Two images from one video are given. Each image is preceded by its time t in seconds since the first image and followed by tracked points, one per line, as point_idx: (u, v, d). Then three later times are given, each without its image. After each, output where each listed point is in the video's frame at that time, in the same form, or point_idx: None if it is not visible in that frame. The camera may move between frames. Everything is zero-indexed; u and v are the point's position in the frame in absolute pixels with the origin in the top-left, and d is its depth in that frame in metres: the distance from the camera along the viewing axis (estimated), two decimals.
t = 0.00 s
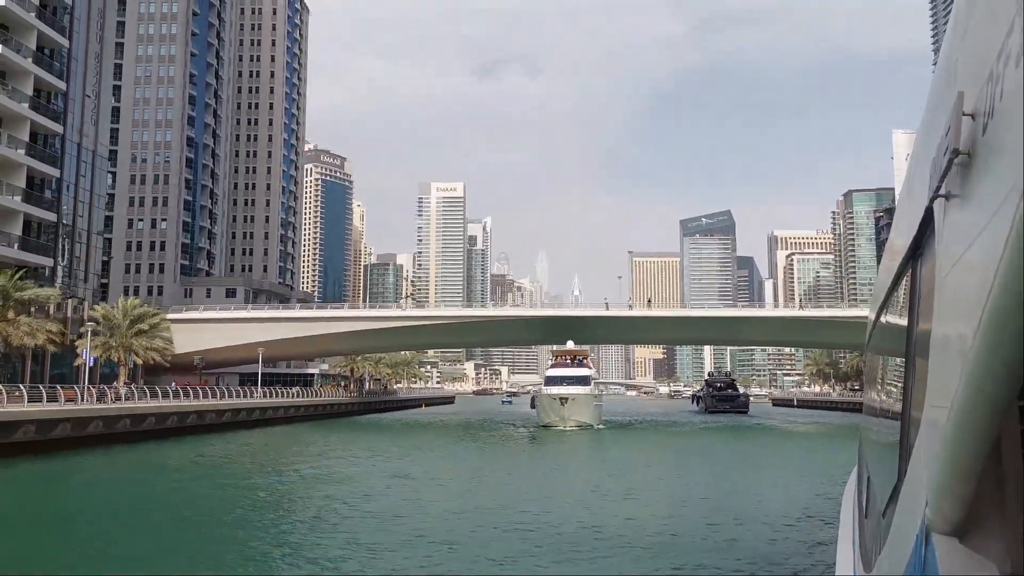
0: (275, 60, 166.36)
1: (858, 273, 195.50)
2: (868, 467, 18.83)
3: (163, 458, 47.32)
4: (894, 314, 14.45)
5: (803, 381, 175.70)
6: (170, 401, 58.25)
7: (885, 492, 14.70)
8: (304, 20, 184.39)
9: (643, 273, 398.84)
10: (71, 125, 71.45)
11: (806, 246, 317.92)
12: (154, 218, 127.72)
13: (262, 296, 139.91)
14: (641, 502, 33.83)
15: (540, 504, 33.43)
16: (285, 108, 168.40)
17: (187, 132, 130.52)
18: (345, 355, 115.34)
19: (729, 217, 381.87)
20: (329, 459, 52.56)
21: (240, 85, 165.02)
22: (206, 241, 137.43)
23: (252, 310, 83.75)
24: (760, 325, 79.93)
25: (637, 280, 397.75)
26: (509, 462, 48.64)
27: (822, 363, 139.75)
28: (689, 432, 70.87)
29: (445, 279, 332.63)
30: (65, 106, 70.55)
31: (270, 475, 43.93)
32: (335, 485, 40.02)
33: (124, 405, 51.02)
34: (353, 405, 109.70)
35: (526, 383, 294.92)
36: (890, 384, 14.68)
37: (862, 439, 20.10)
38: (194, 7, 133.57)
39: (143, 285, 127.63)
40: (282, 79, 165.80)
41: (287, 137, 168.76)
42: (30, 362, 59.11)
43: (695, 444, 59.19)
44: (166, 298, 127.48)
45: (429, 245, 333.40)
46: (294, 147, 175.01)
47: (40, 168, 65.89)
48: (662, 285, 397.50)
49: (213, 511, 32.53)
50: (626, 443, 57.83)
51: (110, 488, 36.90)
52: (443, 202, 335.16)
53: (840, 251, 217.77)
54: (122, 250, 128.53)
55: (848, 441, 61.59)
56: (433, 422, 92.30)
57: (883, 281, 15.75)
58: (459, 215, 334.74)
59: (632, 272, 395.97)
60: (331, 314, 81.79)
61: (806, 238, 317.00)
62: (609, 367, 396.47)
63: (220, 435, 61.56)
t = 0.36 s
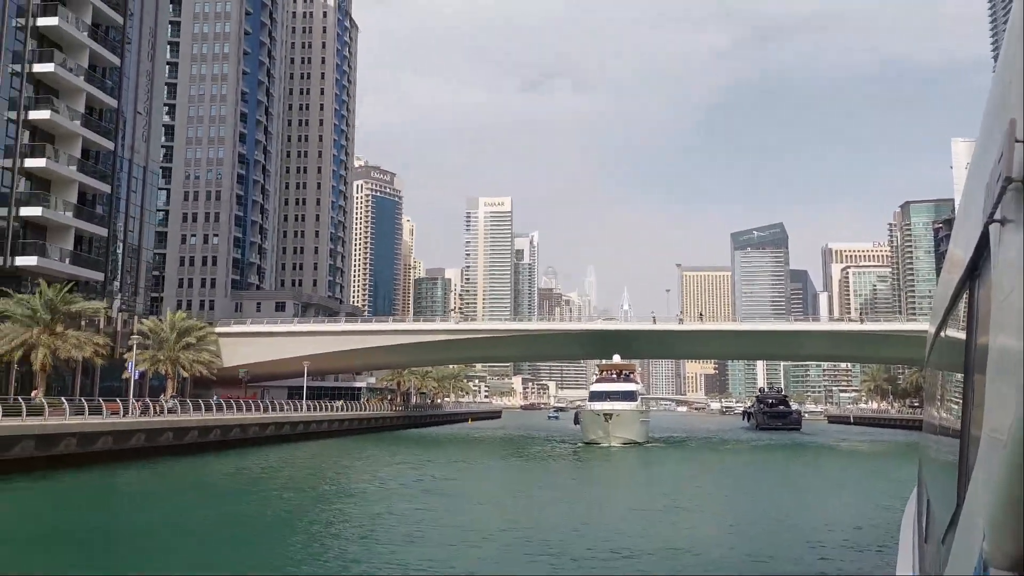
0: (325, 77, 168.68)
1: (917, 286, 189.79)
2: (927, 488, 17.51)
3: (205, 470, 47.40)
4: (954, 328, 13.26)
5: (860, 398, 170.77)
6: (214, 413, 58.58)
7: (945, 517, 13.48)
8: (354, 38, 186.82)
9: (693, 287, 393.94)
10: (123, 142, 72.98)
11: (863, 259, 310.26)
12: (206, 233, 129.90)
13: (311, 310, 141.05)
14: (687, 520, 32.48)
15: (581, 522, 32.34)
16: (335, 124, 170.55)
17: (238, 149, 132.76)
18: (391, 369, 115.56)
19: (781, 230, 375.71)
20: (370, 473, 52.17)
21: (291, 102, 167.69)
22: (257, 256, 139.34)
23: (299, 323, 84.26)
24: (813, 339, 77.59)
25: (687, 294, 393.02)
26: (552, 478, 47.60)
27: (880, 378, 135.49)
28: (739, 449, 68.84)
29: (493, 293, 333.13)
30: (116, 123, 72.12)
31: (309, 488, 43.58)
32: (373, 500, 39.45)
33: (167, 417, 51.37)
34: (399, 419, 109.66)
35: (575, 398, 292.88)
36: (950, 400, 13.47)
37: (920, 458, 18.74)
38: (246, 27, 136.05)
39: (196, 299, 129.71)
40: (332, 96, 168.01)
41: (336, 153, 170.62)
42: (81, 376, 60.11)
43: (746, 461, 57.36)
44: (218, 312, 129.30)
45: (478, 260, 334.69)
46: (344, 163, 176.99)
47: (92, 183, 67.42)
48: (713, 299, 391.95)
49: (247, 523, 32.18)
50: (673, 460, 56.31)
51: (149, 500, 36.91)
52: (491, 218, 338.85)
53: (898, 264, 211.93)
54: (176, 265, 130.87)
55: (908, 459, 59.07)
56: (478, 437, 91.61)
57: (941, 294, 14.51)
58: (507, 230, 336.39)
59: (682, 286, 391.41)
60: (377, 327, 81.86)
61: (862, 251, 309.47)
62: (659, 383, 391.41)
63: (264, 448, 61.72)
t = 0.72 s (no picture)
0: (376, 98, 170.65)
1: (984, 302, 182.75)
2: (997, 516, 16.13)
3: (250, 488, 47.25)
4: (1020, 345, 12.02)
5: (924, 419, 164.77)
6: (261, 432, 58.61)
7: (1016, 551, 12.17)
8: (404, 59, 188.80)
9: (749, 304, 386.91)
10: (175, 163, 74.16)
11: (926, 274, 300.81)
12: (260, 252, 131.59)
13: (362, 327, 141.67)
14: (739, 546, 31.01)
15: (629, 546, 31.08)
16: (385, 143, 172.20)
17: (291, 170, 134.65)
18: (440, 387, 115.20)
19: (840, 245, 367.79)
20: (414, 493, 51.48)
21: (343, 123, 169.97)
22: (309, 275, 140.69)
23: (348, 341, 84.44)
24: (873, 357, 74.78)
25: (742, 312, 386.21)
26: (600, 501, 46.26)
27: (945, 398, 130.36)
28: (796, 471, 66.41)
29: (544, 311, 332.11)
30: (169, 143, 73.42)
31: (352, 507, 42.96)
32: (417, 521, 38.60)
33: (211, 434, 51.41)
34: (448, 437, 109.10)
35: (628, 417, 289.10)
36: (1017, 424, 12.20)
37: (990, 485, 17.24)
38: (299, 50, 138.23)
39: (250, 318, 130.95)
40: (383, 116, 169.79)
41: (387, 172, 172.09)
42: (132, 393, 60.84)
43: (804, 484, 55.13)
44: (271, 330, 130.46)
45: (528, 278, 334.43)
46: (395, 182, 178.43)
47: (145, 205, 68.66)
48: (770, 316, 384.29)
49: (288, 543, 31.62)
50: (727, 482, 54.41)
51: (190, 518, 36.60)
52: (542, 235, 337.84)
53: (962, 279, 204.68)
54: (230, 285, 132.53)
55: (977, 483, 56.14)
56: (527, 456, 90.40)
57: (1009, 310, 13.19)
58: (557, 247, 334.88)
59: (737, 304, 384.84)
60: (425, 345, 81.64)
61: (925, 266, 300.03)
62: (714, 402, 384.40)
63: (309, 466, 61.53)
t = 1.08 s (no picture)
0: (425, 133, 172.53)
1: None
2: None
3: (293, 524, 46.79)
4: None
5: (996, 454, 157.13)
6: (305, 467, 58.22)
7: None
8: (453, 95, 190.91)
9: (806, 335, 377.68)
10: (225, 200, 75.26)
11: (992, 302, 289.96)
12: (311, 286, 132.84)
13: (411, 360, 141.59)
14: None
15: None
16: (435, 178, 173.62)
17: (342, 206, 136.29)
18: (489, 421, 114.04)
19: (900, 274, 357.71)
20: (459, 529, 50.42)
21: (393, 159, 172.07)
22: (359, 308, 141.45)
23: (395, 375, 84.17)
24: (937, 389, 71.62)
25: (800, 343, 377.02)
26: (649, 539, 44.67)
27: (1017, 432, 124.26)
28: (858, 509, 63.46)
29: (596, 343, 329.02)
30: (219, 180, 74.64)
31: (394, 544, 42.14)
32: (459, 559, 37.61)
33: (254, 469, 51.13)
34: (497, 472, 107.63)
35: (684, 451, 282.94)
36: None
37: None
38: (349, 88, 140.58)
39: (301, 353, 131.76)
40: (432, 151, 171.51)
41: (437, 206, 173.20)
42: (179, 427, 61.17)
43: (866, 522, 52.54)
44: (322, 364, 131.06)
45: (580, 310, 332.20)
46: (444, 216, 179.44)
47: (195, 241, 69.59)
48: (828, 347, 374.28)
49: None
50: (784, 521, 52.15)
51: (228, 553, 36.15)
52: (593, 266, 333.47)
53: None
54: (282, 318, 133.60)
55: None
56: (577, 492, 88.53)
57: None
58: (608, 279, 331.80)
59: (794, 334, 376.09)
60: (472, 378, 80.95)
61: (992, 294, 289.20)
62: (772, 436, 374.48)
63: (354, 502, 60.91)
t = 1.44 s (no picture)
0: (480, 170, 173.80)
1: None
2: None
3: (341, 563, 46.06)
4: None
5: None
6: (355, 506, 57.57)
7: None
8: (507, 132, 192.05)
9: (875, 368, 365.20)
10: (279, 239, 76.14)
11: None
12: (367, 323, 133.59)
13: (466, 397, 140.85)
14: None
15: None
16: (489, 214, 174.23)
17: (397, 243, 137.33)
18: (545, 458, 112.13)
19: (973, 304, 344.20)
20: (509, 570, 49.02)
21: (448, 196, 173.33)
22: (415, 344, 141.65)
23: (448, 411, 83.39)
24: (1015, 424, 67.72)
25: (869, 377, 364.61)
26: None
27: None
28: (933, 552, 59.92)
29: (656, 378, 323.59)
30: (273, 219, 75.65)
31: None
32: None
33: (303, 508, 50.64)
34: (553, 510, 105.44)
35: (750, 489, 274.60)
36: None
37: None
38: (404, 128, 142.37)
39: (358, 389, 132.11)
40: (486, 187, 172.44)
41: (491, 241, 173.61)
42: (231, 464, 61.30)
43: (941, 565, 49.42)
44: (378, 401, 131.15)
45: (639, 345, 327.79)
46: (499, 252, 179.58)
47: (249, 279, 70.30)
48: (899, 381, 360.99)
49: None
50: (852, 564, 49.38)
51: None
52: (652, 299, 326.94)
53: None
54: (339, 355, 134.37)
55: None
56: (635, 532, 85.94)
57: None
58: (668, 312, 326.63)
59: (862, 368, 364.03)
60: (525, 414, 79.74)
61: None
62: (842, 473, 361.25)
63: (405, 540, 59.97)
